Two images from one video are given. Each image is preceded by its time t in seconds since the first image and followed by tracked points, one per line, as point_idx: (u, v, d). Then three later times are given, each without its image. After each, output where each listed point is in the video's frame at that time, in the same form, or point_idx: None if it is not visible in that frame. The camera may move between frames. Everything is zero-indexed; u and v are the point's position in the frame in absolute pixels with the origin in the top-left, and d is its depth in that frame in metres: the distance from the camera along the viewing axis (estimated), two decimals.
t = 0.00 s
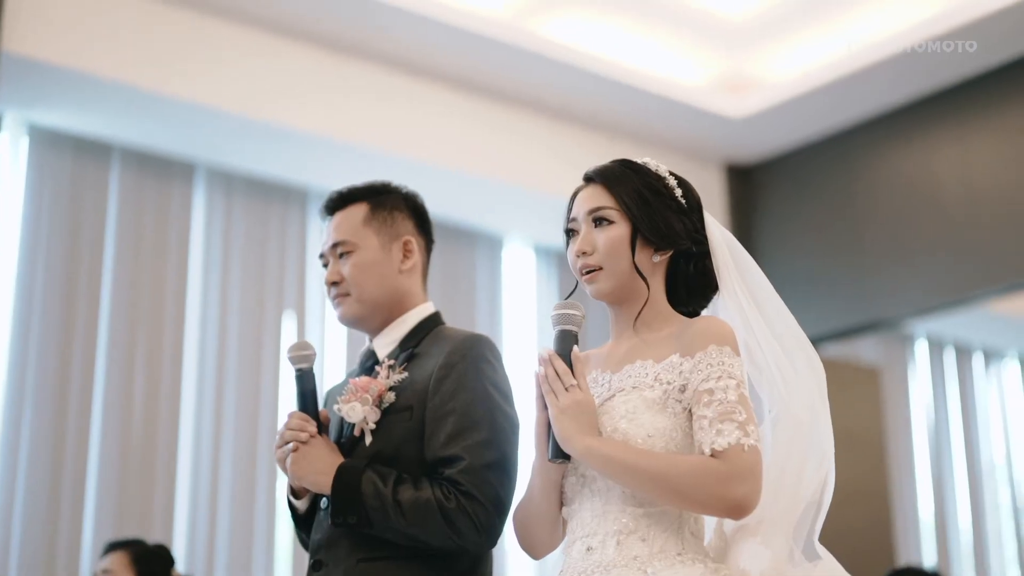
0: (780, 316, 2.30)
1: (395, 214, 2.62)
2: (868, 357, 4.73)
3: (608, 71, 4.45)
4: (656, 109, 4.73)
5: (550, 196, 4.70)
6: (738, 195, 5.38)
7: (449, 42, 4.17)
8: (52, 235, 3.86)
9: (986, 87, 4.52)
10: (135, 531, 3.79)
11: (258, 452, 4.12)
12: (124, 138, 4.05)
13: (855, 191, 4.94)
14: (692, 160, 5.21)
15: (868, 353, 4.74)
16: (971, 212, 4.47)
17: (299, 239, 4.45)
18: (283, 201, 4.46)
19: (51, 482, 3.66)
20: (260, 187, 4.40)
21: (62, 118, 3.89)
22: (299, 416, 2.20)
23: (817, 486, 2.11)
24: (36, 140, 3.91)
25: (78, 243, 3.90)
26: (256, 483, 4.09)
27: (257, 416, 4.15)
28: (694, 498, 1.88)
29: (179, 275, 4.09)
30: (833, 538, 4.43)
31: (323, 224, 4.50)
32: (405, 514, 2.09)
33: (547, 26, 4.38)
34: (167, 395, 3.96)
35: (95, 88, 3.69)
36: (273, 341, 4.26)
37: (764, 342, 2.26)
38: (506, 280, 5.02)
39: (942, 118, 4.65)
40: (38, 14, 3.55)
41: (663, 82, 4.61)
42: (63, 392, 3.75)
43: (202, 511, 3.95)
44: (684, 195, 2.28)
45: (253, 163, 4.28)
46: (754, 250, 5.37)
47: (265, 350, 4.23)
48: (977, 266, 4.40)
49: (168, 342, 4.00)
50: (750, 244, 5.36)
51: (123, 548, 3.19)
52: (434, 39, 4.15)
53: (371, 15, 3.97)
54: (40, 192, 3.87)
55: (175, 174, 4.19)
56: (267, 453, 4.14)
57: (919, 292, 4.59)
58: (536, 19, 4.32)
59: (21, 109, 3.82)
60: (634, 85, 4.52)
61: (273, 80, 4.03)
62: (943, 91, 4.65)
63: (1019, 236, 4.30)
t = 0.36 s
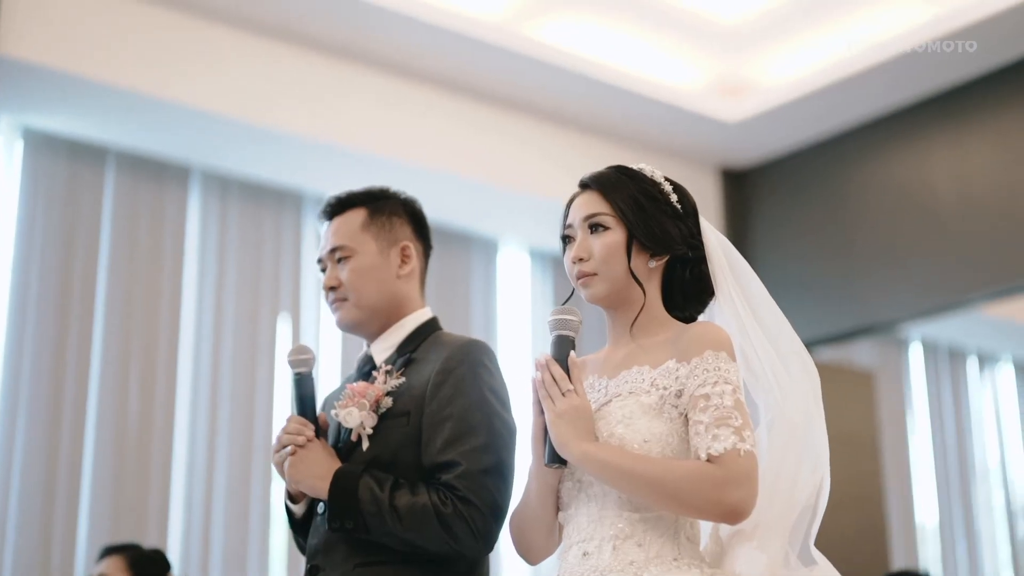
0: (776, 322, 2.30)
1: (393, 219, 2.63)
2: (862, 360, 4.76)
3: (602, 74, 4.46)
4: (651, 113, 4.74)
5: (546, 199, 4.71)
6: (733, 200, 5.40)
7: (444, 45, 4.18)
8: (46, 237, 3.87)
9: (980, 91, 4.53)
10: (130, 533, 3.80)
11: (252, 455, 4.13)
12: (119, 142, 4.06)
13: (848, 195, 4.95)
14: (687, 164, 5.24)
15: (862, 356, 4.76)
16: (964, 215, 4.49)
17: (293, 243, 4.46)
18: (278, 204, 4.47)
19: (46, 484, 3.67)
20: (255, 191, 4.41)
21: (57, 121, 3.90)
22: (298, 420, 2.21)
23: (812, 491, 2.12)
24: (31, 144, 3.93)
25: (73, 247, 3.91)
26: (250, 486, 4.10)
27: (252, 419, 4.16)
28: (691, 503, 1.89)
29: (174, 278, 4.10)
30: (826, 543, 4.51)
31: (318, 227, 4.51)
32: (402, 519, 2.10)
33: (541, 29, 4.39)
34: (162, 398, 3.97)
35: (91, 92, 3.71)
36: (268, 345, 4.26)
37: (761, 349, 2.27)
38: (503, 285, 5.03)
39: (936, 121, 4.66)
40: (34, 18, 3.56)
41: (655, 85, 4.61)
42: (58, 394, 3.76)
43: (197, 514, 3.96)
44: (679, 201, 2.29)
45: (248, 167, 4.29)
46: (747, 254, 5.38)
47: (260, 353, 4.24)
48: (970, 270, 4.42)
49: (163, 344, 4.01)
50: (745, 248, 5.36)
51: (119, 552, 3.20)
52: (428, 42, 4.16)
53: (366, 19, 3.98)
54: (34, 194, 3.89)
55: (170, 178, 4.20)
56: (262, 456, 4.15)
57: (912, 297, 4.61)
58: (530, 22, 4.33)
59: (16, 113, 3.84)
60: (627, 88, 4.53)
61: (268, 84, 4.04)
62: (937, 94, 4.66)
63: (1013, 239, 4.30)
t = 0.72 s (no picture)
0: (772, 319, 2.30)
1: (388, 218, 2.63)
2: (856, 362, 4.75)
3: (598, 75, 4.46)
4: (646, 112, 4.74)
5: (541, 199, 4.71)
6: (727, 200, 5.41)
7: (440, 45, 4.18)
8: (38, 234, 3.86)
9: (975, 92, 4.54)
10: (122, 532, 3.80)
11: (245, 454, 4.12)
12: (112, 140, 4.05)
13: (841, 193, 4.96)
14: (681, 164, 5.24)
15: (856, 358, 4.75)
16: (957, 215, 4.49)
17: (287, 241, 4.45)
18: (272, 203, 4.46)
19: (39, 482, 3.66)
20: (249, 190, 4.41)
21: (51, 120, 3.89)
22: (290, 419, 2.21)
23: (805, 488, 2.12)
24: (25, 142, 3.92)
25: (65, 244, 3.91)
26: (244, 485, 4.09)
27: (245, 418, 4.15)
28: (686, 501, 1.89)
29: (167, 277, 4.09)
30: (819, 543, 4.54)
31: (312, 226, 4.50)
32: (395, 518, 2.10)
33: (537, 29, 4.39)
34: (156, 397, 3.96)
35: (86, 91, 3.70)
36: (261, 344, 4.25)
37: (755, 347, 2.27)
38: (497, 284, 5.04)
39: (931, 121, 4.67)
40: (29, 16, 3.55)
41: (653, 85, 4.61)
42: (50, 392, 3.75)
43: (190, 513, 3.95)
44: (674, 200, 2.29)
45: (242, 166, 4.29)
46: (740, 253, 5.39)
47: (253, 352, 4.23)
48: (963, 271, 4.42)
49: (156, 343, 4.01)
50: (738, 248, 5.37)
51: (111, 551, 3.19)
52: (424, 42, 4.16)
53: (362, 18, 3.98)
54: (27, 191, 3.88)
55: (164, 177, 4.19)
56: (254, 454, 4.15)
57: (906, 297, 4.61)
58: (526, 22, 4.33)
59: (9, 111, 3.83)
60: (624, 88, 4.53)
61: (265, 82, 4.04)
62: (932, 94, 4.66)
63: (1007, 240, 4.31)
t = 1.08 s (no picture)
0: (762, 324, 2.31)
1: (380, 219, 2.62)
2: (848, 362, 4.85)
3: (590, 76, 4.46)
4: (639, 114, 4.74)
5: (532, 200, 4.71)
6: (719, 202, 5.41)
7: (431, 46, 4.18)
8: (29, 233, 3.85)
9: (966, 95, 4.55)
10: (113, 532, 3.79)
11: (237, 454, 4.12)
12: (104, 140, 4.04)
13: (833, 196, 4.97)
14: (673, 165, 5.25)
15: (849, 358, 4.85)
16: (948, 217, 4.51)
17: (280, 242, 4.45)
18: (265, 204, 4.46)
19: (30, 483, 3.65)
20: (242, 190, 4.40)
21: (41, 120, 3.88)
22: (282, 419, 2.21)
23: (795, 489, 2.16)
24: (16, 141, 3.91)
25: (57, 243, 3.90)
26: (236, 485, 4.09)
27: (238, 419, 4.15)
28: (649, 481, 1.89)
29: (160, 277, 4.09)
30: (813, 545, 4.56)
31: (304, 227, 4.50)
32: (386, 517, 2.10)
33: (528, 31, 4.39)
34: (147, 398, 3.96)
35: (78, 90, 3.69)
36: (254, 344, 4.25)
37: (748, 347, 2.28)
38: (491, 284, 5.03)
39: (922, 124, 4.68)
40: (18, 15, 3.54)
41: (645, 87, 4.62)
42: (41, 392, 3.74)
43: (182, 513, 3.95)
44: (664, 198, 2.26)
45: (235, 166, 4.28)
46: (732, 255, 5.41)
47: (245, 352, 4.23)
48: (954, 273, 4.43)
49: (148, 344, 4.00)
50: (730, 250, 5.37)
51: (101, 552, 3.18)
52: (415, 42, 4.15)
53: (353, 18, 3.98)
54: (19, 191, 3.87)
55: (156, 177, 4.18)
56: (247, 455, 4.14)
57: (897, 299, 4.61)
58: (518, 23, 4.33)
59: None
60: (616, 90, 4.54)
61: (257, 83, 4.04)
62: (923, 96, 4.67)
63: (997, 242, 4.32)
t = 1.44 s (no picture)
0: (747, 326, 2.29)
1: (371, 220, 2.63)
2: (841, 363, 5.05)
3: (583, 77, 4.47)
4: (632, 116, 4.75)
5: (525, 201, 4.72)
6: (713, 204, 5.42)
7: (424, 47, 4.18)
8: (23, 234, 3.85)
9: (958, 97, 4.57)
10: (106, 533, 3.79)
11: (230, 455, 4.11)
12: (97, 140, 4.04)
13: (825, 198, 4.99)
14: (666, 166, 5.26)
15: (842, 360, 5.05)
16: (940, 219, 4.52)
17: (273, 242, 4.45)
18: (258, 204, 4.46)
19: (22, 484, 3.65)
20: (235, 191, 4.40)
21: (34, 120, 3.88)
22: (274, 420, 2.20)
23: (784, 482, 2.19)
24: (11, 142, 3.91)
25: (50, 243, 3.89)
26: (229, 486, 4.08)
27: (231, 421, 4.14)
28: (597, 434, 1.88)
29: (153, 278, 4.09)
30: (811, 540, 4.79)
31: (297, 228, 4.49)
32: (379, 517, 2.10)
33: (521, 32, 4.39)
34: (140, 399, 3.95)
35: (70, 90, 3.69)
36: (247, 345, 4.25)
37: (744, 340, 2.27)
38: (483, 285, 5.03)
39: (915, 126, 4.70)
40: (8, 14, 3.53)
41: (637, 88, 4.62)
42: (35, 393, 3.74)
43: (176, 513, 3.95)
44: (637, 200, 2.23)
45: (227, 167, 4.28)
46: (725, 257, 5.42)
47: (238, 353, 4.22)
48: (946, 276, 4.45)
49: (140, 344, 4.00)
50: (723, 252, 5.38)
51: (93, 552, 3.17)
52: (408, 43, 4.16)
53: (345, 19, 3.98)
54: (13, 192, 3.86)
55: (149, 178, 4.18)
56: (239, 456, 4.14)
57: (890, 301, 4.63)
58: (511, 24, 4.34)
59: None
60: (609, 91, 4.54)
61: (249, 82, 4.03)
62: (914, 99, 4.69)
63: (989, 244, 4.33)
